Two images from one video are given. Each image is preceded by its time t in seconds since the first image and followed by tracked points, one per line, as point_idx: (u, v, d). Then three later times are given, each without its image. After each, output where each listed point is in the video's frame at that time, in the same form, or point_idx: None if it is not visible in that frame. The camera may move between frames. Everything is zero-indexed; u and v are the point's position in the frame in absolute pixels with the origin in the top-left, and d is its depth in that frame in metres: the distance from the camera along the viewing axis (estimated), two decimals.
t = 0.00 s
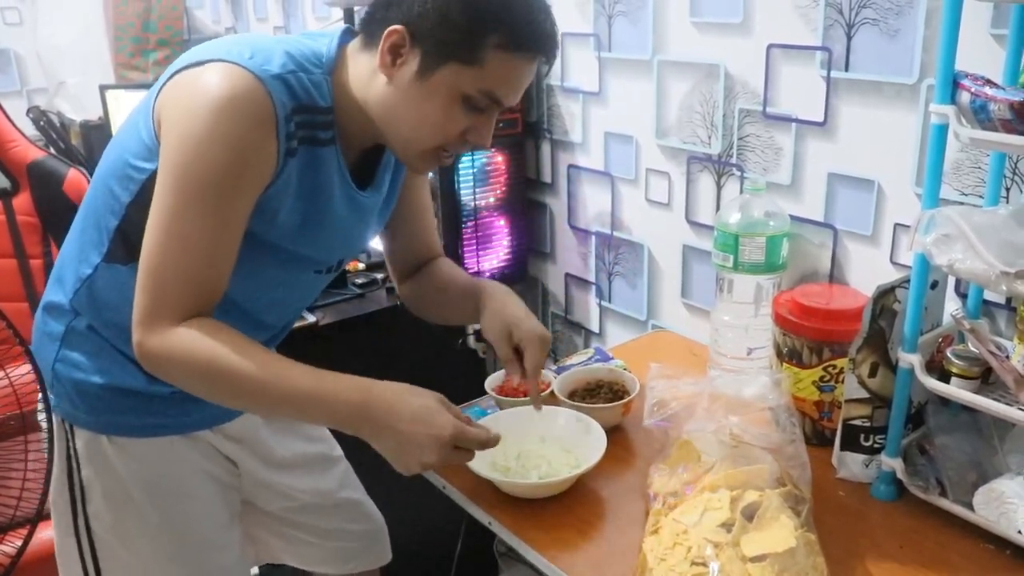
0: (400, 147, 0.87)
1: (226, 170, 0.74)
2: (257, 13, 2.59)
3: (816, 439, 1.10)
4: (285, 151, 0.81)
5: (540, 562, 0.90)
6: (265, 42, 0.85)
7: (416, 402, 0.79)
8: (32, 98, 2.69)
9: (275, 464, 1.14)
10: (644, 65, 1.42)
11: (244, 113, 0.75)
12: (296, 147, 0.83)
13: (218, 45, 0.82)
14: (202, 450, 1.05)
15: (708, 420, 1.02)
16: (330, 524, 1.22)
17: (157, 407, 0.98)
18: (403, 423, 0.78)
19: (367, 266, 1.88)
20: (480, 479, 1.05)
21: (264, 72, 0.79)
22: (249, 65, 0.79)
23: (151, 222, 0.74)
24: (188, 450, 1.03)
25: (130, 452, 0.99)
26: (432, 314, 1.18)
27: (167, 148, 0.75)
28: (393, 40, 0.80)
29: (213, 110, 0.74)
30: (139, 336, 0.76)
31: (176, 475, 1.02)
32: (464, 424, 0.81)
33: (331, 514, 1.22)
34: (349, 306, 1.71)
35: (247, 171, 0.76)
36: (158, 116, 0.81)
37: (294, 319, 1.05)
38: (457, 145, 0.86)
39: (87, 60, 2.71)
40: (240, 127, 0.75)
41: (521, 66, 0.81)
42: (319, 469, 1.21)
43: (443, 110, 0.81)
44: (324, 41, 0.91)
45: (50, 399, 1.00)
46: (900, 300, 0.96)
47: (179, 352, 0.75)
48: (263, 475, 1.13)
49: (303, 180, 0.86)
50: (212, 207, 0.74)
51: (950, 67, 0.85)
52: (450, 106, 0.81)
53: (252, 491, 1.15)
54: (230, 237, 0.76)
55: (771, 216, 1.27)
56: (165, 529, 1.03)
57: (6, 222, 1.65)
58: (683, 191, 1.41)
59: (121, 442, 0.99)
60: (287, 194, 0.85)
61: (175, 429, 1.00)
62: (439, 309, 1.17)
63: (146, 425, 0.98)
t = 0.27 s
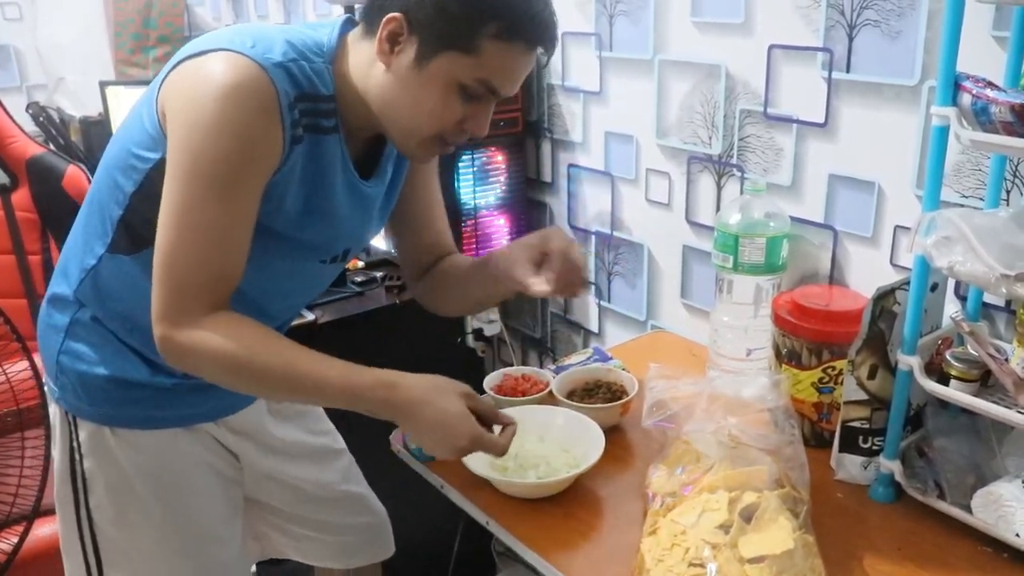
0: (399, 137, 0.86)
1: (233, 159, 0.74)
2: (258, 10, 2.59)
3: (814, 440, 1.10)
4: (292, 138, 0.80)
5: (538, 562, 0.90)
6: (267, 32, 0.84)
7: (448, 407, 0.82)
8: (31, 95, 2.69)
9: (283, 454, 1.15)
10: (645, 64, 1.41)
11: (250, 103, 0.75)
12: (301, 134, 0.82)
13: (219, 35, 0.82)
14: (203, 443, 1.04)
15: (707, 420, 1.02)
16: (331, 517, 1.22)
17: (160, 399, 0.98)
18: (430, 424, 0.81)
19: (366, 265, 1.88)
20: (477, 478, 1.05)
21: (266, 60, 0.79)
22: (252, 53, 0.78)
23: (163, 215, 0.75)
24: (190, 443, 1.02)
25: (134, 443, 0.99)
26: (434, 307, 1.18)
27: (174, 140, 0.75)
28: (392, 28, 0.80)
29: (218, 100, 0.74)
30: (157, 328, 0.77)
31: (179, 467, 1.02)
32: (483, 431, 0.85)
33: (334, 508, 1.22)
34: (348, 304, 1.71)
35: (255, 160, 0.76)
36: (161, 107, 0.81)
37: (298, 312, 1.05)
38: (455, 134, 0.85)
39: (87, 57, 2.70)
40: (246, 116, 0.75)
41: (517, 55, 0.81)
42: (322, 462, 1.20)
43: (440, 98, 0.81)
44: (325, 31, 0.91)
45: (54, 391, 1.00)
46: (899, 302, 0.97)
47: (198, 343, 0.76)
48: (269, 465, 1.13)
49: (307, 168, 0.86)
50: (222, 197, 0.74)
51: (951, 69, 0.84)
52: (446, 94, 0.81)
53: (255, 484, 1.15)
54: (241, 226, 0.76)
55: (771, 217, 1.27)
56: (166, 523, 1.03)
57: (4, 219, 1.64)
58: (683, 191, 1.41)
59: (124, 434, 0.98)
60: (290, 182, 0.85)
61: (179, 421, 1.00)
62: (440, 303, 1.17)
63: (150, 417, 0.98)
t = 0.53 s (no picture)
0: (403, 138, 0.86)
1: (222, 164, 0.74)
2: (258, 10, 2.59)
3: (814, 442, 1.09)
4: (280, 143, 0.81)
5: (537, 564, 0.90)
6: (257, 33, 0.85)
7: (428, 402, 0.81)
8: (31, 94, 2.68)
9: (278, 463, 1.14)
10: (644, 65, 1.41)
11: (238, 107, 0.75)
12: (288, 140, 0.83)
13: (208, 39, 0.82)
14: (200, 444, 1.04)
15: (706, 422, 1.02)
16: (326, 524, 1.22)
17: (157, 402, 0.97)
18: (415, 423, 0.80)
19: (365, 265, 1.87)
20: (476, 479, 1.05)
21: (254, 65, 0.79)
22: (241, 59, 0.78)
23: (147, 219, 0.74)
24: (187, 445, 1.02)
25: (129, 445, 0.99)
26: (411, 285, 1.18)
27: (160, 143, 0.75)
28: (388, 31, 0.80)
29: (208, 104, 0.74)
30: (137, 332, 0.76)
31: (176, 469, 1.02)
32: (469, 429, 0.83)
33: (328, 514, 1.22)
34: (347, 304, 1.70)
35: (243, 164, 0.76)
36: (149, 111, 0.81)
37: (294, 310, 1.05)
38: (462, 129, 0.85)
39: (87, 57, 2.70)
40: (233, 120, 0.74)
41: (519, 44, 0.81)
42: (318, 467, 1.20)
43: (446, 96, 0.81)
44: (319, 30, 0.90)
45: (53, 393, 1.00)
46: (899, 303, 0.97)
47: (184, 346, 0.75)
48: (265, 473, 1.13)
49: (295, 171, 0.86)
50: (208, 201, 0.74)
51: (952, 69, 0.84)
52: (450, 91, 0.81)
53: (251, 488, 1.14)
54: (228, 230, 0.76)
55: (770, 217, 1.26)
56: (163, 526, 1.02)
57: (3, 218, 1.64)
58: (683, 192, 1.41)
59: (121, 436, 0.98)
60: (281, 186, 0.84)
61: (176, 423, 1.00)
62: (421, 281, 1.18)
63: (147, 419, 0.98)
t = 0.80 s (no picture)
0: (403, 123, 0.86)
1: (233, 160, 0.73)
2: (257, 12, 2.59)
3: (814, 442, 1.09)
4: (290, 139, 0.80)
5: (536, 566, 0.90)
6: (264, 31, 0.84)
7: (431, 369, 0.81)
8: (29, 96, 2.67)
9: (279, 464, 1.15)
10: (644, 65, 1.41)
11: (252, 103, 0.74)
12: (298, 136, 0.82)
13: (217, 36, 0.82)
14: (207, 446, 1.04)
15: (706, 423, 1.01)
16: (325, 524, 1.21)
17: (165, 404, 0.97)
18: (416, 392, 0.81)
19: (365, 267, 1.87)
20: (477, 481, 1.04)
21: (267, 62, 0.79)
22: (253, 56, 0.78)
23: (155, 213, 0.73)
24: (194, 446, 1.02)
25: (137, 448, 0.98)
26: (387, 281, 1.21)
27: (171, 138, 0.74)
28: (390, 13, 0.80)
29: (220, 100, 0.73)
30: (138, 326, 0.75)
31: (182, 472, 1.01)
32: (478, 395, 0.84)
33: (325, 514, 1.21)
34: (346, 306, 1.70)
35: (254, 160, 0.75)
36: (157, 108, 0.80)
37: (295, 306, 1.05)
38: (457, 116, 0.84)
39: (85, 60, 2.70)
40: (247, 116, 0.74)
41: (518, 34, 0.80)
42: (316, 466, 1.20)
43: (443, 80, 0.81)
44: (322, 27, 0.90)
45: (56, 401, 0.99)
46: (899, 303, 0.96)
47: (187, 340, 0.74)
48: (266, 474, 1.13)
49: (303, 168, 0.86)
50: (219, 196, 0.73)
51: (951, 70, 0.84)
52: (447, 76, 0.80)
53: (252, 489, 1.14)
54: (235, 226, 0.75)
55: (769, 218, 1.26)
56: (169, 528, 1.02)
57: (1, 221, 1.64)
58: (682, 192, 1.41)
59: (128, 440, 0.98)
60: (287, 182, 0.84)
61: (185, 424, 1.00)
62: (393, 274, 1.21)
63: (155, 421, 0.98)
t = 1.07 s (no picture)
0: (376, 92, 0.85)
1: (244, 156, 0.73)
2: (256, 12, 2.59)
3: (813, 443, 1.09)
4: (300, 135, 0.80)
5: (535, 567, 0.89)
6: (274, 28, 0.84)
7: (438, 339, 0.82)
8: (29, 96, 2.66)
9: (278, 461, 1.14)
10: (644, 66, 1.41)
11: (266, 97, 0.74)
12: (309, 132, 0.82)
13: (229, 33, 0.82)
14: (211, 446, 1.04)
15: (706, 425, 1.01)
16: (325, 521, 1.21)
17: (170, 404, 0.97)
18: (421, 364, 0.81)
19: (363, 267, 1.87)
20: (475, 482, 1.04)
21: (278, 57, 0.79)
22: (265, 52, 0.78)
23: (162, 203, 0.72)
24: (198, 447, 1.02)
25: (142, 451, 0.98)
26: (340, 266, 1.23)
27: (183, 130, 0.74)
28: None
29: (232, 96, 0.73)
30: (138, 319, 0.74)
31: (186, 472, 1.01)
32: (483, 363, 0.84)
33: (325, 511, 1.21)
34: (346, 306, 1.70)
35: (266, 155, 0.75)
36: (166, 102, 0.80)
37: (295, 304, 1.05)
38: (425, 80, 0.81)
39: (85, 59, 2.70)
40: (261, 110, 0.74)
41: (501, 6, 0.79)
42: (315, 461, 1.20)
43: (411, 34, 0.79)
44: (329, 24, 0.90)
45: (57, 404, 0.98)
46: (899, 304, 0.96)
47: (186, 332, 0.73)
48: (267, 471, 1.13)
49: (311, 165, 0.86)
50: (229, 189, 0.73)
51: (952, 71, 0.84)
52: (415, 31, 0.79)
53: (252, 488, 1.13)
54: (244, 220, 0.75)
55: (769, 219, 1.26)
56: (176, 529, 1.02)
57: None
58: (682, 193, 1.41)
59: (132, 442, 0.98)
60: (296, 181, 0.84)
61: (191, 424, 1.01)
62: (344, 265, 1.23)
63: (160, 423, 0.98)
